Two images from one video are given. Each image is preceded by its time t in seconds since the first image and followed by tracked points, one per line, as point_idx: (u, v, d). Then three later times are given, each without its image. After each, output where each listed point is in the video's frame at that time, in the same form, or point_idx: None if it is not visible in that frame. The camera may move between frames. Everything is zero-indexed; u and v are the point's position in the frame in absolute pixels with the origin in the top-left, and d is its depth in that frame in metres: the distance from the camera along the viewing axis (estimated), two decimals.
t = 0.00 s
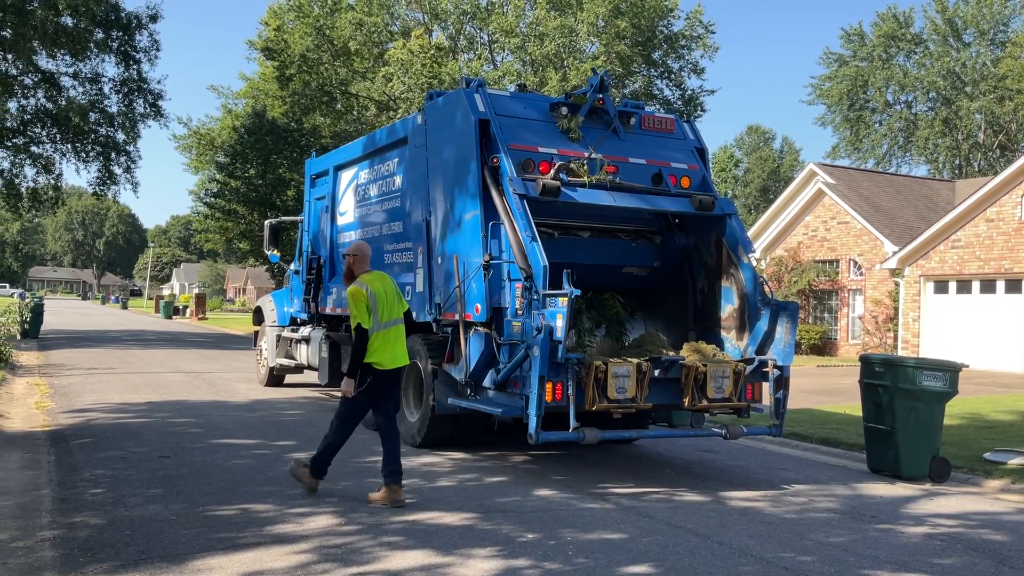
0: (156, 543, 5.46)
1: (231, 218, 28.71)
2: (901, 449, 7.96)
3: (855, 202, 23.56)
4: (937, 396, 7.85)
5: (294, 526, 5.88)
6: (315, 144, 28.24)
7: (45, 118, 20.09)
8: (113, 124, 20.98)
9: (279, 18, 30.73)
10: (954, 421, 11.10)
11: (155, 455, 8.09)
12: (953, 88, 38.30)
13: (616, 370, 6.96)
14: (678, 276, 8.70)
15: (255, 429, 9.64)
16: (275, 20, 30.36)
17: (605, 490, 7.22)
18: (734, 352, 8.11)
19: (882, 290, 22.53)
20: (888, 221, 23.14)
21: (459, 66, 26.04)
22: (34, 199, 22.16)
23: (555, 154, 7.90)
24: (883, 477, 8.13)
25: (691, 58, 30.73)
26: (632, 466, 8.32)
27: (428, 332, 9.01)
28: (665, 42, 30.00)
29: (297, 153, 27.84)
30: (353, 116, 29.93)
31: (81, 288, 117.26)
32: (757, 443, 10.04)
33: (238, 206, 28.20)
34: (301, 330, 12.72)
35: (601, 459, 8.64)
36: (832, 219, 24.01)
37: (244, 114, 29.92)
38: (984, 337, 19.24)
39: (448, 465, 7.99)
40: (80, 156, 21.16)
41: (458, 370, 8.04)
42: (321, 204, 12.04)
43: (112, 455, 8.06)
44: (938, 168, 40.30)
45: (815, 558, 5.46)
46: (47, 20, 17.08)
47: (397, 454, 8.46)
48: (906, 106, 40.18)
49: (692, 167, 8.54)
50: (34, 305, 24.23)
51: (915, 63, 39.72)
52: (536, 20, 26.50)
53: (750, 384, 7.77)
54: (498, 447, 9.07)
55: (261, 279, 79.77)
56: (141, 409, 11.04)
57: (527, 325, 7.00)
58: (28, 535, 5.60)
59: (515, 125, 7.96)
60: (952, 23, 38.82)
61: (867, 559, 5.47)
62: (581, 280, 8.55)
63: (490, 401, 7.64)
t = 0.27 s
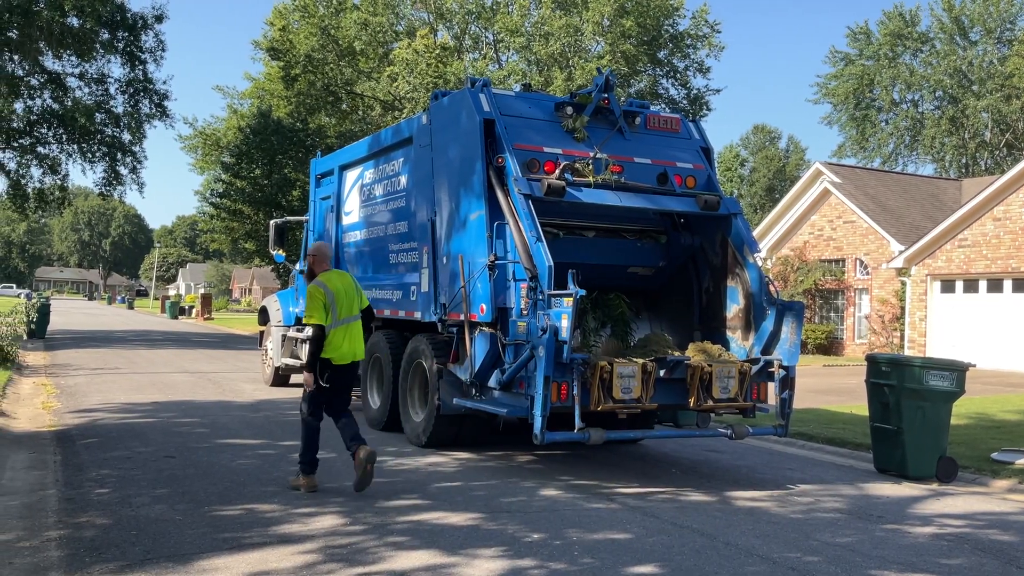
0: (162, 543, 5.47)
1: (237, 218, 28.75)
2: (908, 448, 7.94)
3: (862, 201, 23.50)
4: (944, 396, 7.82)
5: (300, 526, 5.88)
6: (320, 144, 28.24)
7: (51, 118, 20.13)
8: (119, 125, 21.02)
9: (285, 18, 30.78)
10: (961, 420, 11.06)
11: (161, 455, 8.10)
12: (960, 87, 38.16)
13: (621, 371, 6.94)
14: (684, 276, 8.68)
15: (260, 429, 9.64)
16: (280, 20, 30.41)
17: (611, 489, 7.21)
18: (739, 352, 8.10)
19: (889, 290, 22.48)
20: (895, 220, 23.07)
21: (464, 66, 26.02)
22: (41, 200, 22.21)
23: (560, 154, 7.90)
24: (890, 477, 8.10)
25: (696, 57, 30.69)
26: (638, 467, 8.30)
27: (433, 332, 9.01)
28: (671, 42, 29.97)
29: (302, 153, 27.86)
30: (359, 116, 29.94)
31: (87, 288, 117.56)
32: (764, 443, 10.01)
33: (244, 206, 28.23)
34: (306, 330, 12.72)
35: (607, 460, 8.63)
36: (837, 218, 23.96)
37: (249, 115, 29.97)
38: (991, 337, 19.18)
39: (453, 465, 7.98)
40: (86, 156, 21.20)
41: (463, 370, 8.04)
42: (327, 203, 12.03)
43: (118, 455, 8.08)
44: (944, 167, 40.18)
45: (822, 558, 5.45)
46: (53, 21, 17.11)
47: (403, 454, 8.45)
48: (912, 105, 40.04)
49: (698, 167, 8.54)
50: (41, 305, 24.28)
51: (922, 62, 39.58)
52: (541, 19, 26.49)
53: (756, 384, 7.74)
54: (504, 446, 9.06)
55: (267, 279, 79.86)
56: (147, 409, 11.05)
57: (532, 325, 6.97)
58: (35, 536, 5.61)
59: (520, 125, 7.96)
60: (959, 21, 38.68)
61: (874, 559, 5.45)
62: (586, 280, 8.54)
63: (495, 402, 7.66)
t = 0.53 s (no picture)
0: (169, 542, 5.49)
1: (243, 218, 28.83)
2: (914, 448, 7.92)
3: (868, 201, 23.43)
4: (951, 396, 7.80)
5: (306, 526, 5.89)
6: (326, 145, 28.29)
7: (58, 119, 20.19)
8: (126, 125, 21.09)
9: (291, 18, 30.87)
10: (968, 420, 11.02)
11: (168, 455, 8.12)
12: (967, 86, 38.02)
13: (624, 370, 6.94)
14: (687, 276, 8.68)
15: (267, 429, 9.66)
16: (286, 21, 30.49)
17: (617, 489, 7.20)
18: (743, 352, 8.09)
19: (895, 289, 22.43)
20: (902, 220, 23.00)
21: (470, 66, 26.00)
22: (48, 200, 22.29)
23: (564, 154, 7.90)
24: (897, 477, 8.08)
25: (702, 56, 30.66)
26: (644, 466, 8.29)
27: (438, 332, 9.02)
28: (677, 41, 29.94)
29: (308, 153, 27.90)
30: (365, 116, 29.98)
31: (95, 288, 117.94)
32: (770, 443, 10.00)
33: (251, 206, 28.27)
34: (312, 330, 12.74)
35: (613, 459, 8.62)
36: (844, 218, 23.90)
37: (256, 115, 30.05)
38: (998, 336, 19.11)
39: (459, 465, 7.98)
40: (93, 157, 21.26)
41: (468, 369, 8.05)
42: (332, 204, 12.05)
43: (125, 455, 8.10)
44: (951, 166, 40.07)
45: (828, 558, 5.44)
46: (60, 22, 17.16)
47: (409, 453, 8.46)
48: (919, 104, 39.90)
49: (701, 166, 8.53)
50: (49, 306, 24.36)
51: (929, 60, 39.43)
52: (547, 19, 26.50)
53: (759, 383, 7.74)
54: (510, 446, 9.06)
55: (273, 279, 80.01)
56: (154, 409, 11.08)
57: (536, 324, 6.99)
58: (43, 535, 5.64)
59: (523, 125, 7.96)
60: (965, 20, 38.51)
61: (881, 559, 5.44)
62: (590, 280, 8.56)
63: (500, 401, 7.65)
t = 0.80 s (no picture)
0: (176, 542, 5.50)
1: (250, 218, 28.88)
2: (921, 448, 7.89)
3: (876, 200, 23.36)
4: (958, 396, 7.77)
5: (313, 525, 5.90)
6: (333, 144, 28.32)
7: (65, 119, 20.24)
8: (133, 126, 21.15)
9: (297, 18, 30.95)
10: (976, 420, 10.97)
11: (175, 454, 8.15)
12: (975, 85, 37.87)
13: (625, 370, 6.94)
14: (689, 276, 8.67)
15: (273, 428, 9.66)
16: (293, 21, 30.55)
17: (624, 489, 7.19)
18: (744, 352, 8.08)
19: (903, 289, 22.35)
20: (909, 219, 22.93)
21: (476, 66, 25.96)
22: (55, 200, 22.37)
23: (565, 155, 7.91)
24: (904, 477, 8.05)
25: (709, 55, 30.62)
26: (650, 466, 8.29)
27: (441, 331, 9.05)
28: (683, 40, 29.91)
29: (315, 153, 27.92)
30: (371, 116, 30.00)
31: (102, 288, 118.26)
32: (777, 443, 9.98)
33: (257, 205, 28.29)
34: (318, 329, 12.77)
35: (620, 459, 8.62)
36: (851, 217, 23.84)
37: (262, 115, 30.11)
38: (1007, 336, 19.03)
39: (465, 465, 7.97)
40: (100, 157, 21.35)
41: (469, 368, 8.06)
42: (336, 204, 12.06)
43: (132, 454, 8.12)
44: (959, 166, 39.93)
45: (835, 558, 5.42)
46: (67, 22, 17.20)
47: (416, 453, 8.47)
48: (927, 103, 39.74)
49: (702, 167, 8.49)
50: (56, 305, 24.43)
51: (936, 59, 39.27)
52: (553, 18, 26.48)
53: (759, 383, 7.74)
54: (517, 445, 9.07)
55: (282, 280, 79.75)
56: (161, 409, 11.10)
57: (537, 323, 6.99)
58: (51, 534, 5.66)
59: (525, 126, 7.95)
60: (972, 19, 38.30)
61: (888, 560, 5.42)
62: (592, 281, 8.56)
63: (502, 400, 7.62)
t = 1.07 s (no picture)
0: (183, 540, 5.52)
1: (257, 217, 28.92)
2: (928, 447, 7.88)
3: (883, 199, 23.28)
4: (964, 395, 7.75)
5: (320, 523, 5.91)
6: (339, 143, 28.35)
7: (73, 118, 20.30)
8: (141, 125, 21.22)
9: (304, 17, 31.02)
10: (983, 420, 10.94)
11: (183, 452, 8.17)
12: (983, 83, 37.67)
13: (624, 367, 6.99)
14: (689, 275, 8.66)
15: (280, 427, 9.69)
16: (299, 21, 30.62)
17: (630, 488, 7.19)
18: (742, 350, 8.05)
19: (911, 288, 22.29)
20: (917, 218, 22.86)
21: (483, 65, 25.93)
22: (63, 199, 22.45)
23: (566, 155, 7.90)
24: (910, 477, 8.03)
25: (716, 54, 30.57)
26: (656, 465, 8.28)
27: (443, 330, 9.07)
28: (690, 39, 29.87)
29: (321, 152, 27.96)
30: (378, 115, 30.03)
31: (109, 287, 118.60)
32: (783, 443, 9.96)
33: (264, 205, 28.31)
34: (323, 328, 12.79)
35: (625, 458, 8.62)
36: (859, 216, 23.78)
37: (269, 114, 30.17)
38: (1015, 336, 18.94)
39: (471, 463, 7.98)
40: (108, 156, 21.45)
41: (470, 365, 8.08)
42: (341, 204, 12.09)
43: (140, 452, 8.15)
44: (967, 165, 39.80)
45: (842, 557, 5.41)
46: (75, 21, 17.26)
47: (422, 451, 8.48)
48: (935, 101, 39.58)
49: (702, 167, 8.48)
50: (64, 304, 24.53)
51: (944, 58, 39.09)
52: (559, 17, 26.47)
53: (758, 380, 7.69)
54: (523, 444, 9.07)
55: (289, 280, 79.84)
56: (169, 407, 11.15)
57: (536, 321, 6.97)
58: (59, 532, 5.68)
59: (526, 126, 7.95)
60: (980, 17, 38.07)
61: (894, 559, 5.41)
62: (592, 279, 8.53)
63: (501, 398, 7.61)
